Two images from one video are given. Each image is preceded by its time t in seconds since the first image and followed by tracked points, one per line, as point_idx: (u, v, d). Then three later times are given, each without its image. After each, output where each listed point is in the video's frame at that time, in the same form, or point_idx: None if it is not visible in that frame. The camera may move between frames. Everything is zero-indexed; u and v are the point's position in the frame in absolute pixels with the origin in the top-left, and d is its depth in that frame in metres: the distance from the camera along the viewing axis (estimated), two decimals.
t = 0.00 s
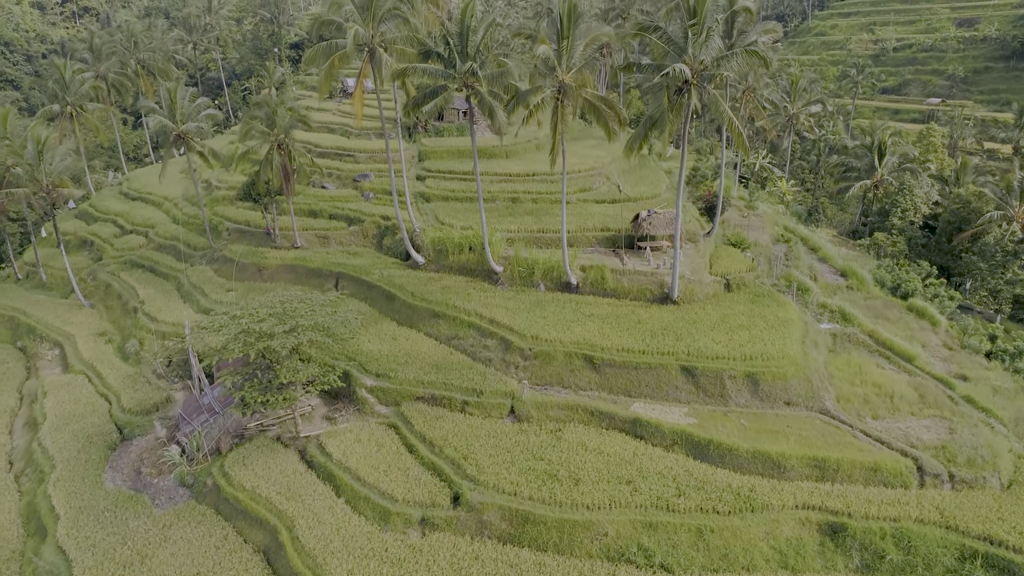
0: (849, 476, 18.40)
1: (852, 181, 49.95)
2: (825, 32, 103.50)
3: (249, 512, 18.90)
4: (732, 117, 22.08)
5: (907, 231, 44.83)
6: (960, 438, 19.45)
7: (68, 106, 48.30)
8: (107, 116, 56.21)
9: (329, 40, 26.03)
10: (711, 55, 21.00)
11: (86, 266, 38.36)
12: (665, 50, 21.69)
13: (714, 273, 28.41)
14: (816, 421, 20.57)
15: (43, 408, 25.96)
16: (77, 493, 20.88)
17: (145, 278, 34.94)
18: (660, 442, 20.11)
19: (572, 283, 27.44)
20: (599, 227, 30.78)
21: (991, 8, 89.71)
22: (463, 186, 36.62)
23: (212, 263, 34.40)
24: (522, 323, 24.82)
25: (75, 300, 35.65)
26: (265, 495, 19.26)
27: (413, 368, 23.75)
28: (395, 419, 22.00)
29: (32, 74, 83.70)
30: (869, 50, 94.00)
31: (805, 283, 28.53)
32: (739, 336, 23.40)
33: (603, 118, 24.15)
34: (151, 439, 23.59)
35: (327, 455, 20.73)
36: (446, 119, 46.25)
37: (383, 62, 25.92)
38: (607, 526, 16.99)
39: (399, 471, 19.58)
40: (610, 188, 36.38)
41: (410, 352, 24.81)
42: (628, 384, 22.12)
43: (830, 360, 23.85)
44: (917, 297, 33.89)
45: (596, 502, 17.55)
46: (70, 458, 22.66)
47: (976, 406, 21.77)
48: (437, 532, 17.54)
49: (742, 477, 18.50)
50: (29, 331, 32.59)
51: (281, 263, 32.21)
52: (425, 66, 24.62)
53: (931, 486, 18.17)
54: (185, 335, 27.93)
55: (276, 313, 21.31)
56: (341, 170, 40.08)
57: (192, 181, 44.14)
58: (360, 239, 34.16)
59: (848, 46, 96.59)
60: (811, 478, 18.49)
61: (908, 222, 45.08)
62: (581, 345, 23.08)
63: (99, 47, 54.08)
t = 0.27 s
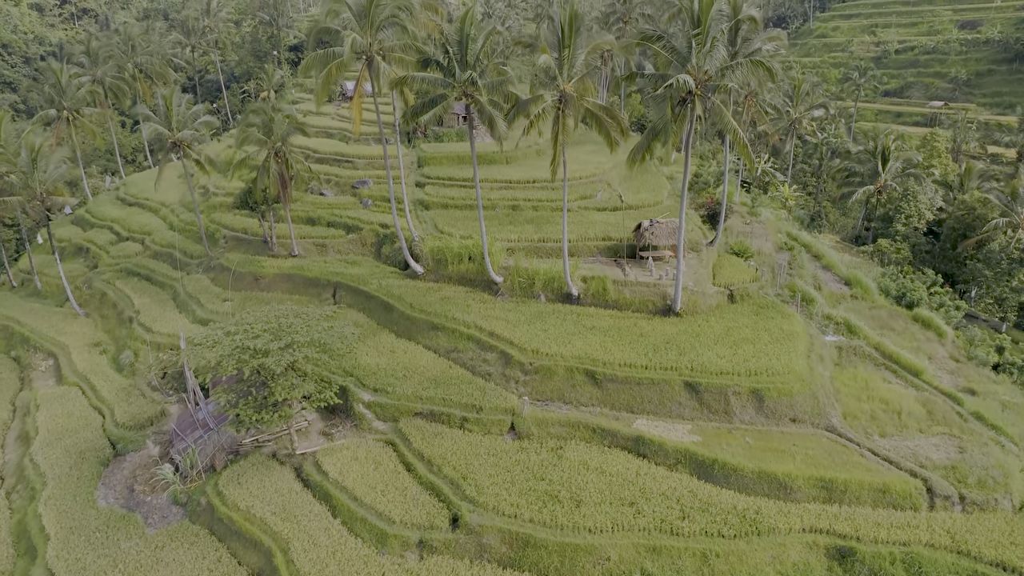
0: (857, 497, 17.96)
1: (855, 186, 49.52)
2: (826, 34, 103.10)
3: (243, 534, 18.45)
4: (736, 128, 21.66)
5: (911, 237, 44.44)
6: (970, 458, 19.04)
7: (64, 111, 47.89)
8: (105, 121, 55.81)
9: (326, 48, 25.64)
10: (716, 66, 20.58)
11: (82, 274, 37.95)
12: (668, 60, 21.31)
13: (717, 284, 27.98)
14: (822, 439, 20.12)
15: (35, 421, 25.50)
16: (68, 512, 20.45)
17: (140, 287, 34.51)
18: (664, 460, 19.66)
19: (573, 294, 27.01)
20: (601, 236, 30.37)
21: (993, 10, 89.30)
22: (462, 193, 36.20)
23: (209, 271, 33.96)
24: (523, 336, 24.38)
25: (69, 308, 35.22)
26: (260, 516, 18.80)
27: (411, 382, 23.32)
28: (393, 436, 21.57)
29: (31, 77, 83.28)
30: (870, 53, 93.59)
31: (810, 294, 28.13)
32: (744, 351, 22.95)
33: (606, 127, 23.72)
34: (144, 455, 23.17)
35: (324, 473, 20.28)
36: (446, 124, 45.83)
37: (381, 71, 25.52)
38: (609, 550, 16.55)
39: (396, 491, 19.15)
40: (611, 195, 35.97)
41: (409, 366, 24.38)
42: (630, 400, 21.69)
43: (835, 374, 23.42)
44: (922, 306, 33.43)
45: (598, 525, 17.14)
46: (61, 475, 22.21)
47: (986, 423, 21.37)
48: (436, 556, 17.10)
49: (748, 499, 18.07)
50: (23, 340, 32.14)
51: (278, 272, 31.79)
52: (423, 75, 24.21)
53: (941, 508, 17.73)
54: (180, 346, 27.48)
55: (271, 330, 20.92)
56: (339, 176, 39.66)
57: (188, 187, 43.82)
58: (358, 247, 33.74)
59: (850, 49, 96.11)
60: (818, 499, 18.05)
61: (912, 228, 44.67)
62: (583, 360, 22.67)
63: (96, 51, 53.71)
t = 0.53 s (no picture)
0: (866, 520, 17.52)
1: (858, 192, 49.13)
2: (827, 36, 102.74)
3: (237, 556, 18.00)
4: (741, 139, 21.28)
5: (915, 243, 44.03)
6: (981, 478, 18.62)
7: (60, 116, 47.46)
8: (102, 125, 55.40)
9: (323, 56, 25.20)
10: (720, 77, 20.18)
11: (77, 282, 37.52)
12: (672, 70, 20.93)
13: (721, 295, 27.55)
14: (829, 457, 19.70)
15: (27, 436, 25.06)
16: (59, 532, 20.02)
17: (136, 296, 34.10)
18: (667, 480, 19.24)
19: (574, 305, 26.58)
20: (602, 246, 29.95)
21: (995, 12, 88.90)
22: (462, 201, 35.77)
23: (205, 280, 33.55)
24: (523, 349, 23.95)
25: (64, 317, 34.81)
26: (254, 538, 18.36)
27: (409, 398, 22.88)
28: (391, 453, 21.14)
29: (29, 79, 82.87)
30: (872, 55, 93.18)
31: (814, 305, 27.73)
32: (748, 366, 22.51)
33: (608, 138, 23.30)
34: (138, 471, 22.76)
35: (320, 493, 19.83)
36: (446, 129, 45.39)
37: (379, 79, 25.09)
38: None
39: (394, 512, 18.72)
40: (612, 202, 35.54)
41: (407, 380, 23.96)
42: (633, 417, 21.26)
43: (842, 389, 22.99)
44: (927, 316, 32.99)
45: (600, 550, 16.72)
46: (53, 493, 21.78)
47: (996, 441, 20.95)
48: None
49: (754, 521, 17.65)
50: (16, 351, 31.72)
51: (275, 281, 31.39)
52: (422, 85, 23.78)
53: (952, 531, 17.30)
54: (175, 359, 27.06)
55: (266, 346, 20.43)
56: (337, 183, 39.23)
57: (185, 192, 43.48)
58: (357, 256, 33.33)
59: (852, 51, 95.82)
60: (826, 522, 17.62)
61: (916, 234, 44.20)
62: (584, 375, 22.24)
63: (93, 55, 53.33)
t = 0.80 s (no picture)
0: (875, 545, 17.05)
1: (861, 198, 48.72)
2: (829, 38, 102.34)
3: None
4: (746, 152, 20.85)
5: (919, 250, 43.47)
6: (993, 502, 18.17)
7: (57, 121, 47.03)
8: (99, 129, 54.98)
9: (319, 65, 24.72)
10: (726, 88, 19.76)
11: (72, 291, 37.07)
12: (676, 81, 20.49)
13: (724, 307, 27.09)
14: (837, 479, 19.23)
15: (18, 453, 24.60)
16: (49, 555, 19.54)
17: (131, 306, 33.65)
18: (671, 503, 18.77)
19: (575, 318, 26.12)
20: (604, 257, 29.51)
21: (998, 15, 88.39)
22: (461, 209, 35.31)
23: (201, 290, 33.11)
24: (524, 365, 23.48)
25: (58, 328, 34.36)
26: (248, 563, 17.87)
27: (408, 415, 22.42)
28: (388, 473, 20.69)
29: (27, 81, 82.46)
30: (874, 57, 92.73)
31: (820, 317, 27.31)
32: (754, 383, 22.02)
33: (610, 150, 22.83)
34: (130, 490, 22.28)
35: (316, 515, 19.35)
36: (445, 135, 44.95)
37: (377, 89, 24.62)
38: None
39: (391, 536, 18.26)
40: (614, 211, 35.10)
41: (405, 396, 23.49)
42: (636, 436, 20.79)
43: (848, 407, 22.54)
44: (933, 326, 32.52)
45: None
46: (43, 513, 21.32)
47: (1007, 461, 20.50)
48: None
49: (761, 547, 17.20)
50: (9, 363, 31.26)
51: (272, 292, 30.96)
52: (420, 95, 23.32)
53: (964, 558, 16.83)
54: (169, 373, 26.58)
55: (260, 364, 19.92)
56: (335, 190, 38.79)
57: (182, 199, 43.07)
58: (355, 265, 32.89)
59: (853, 53, 95.44)
60: (834, 547, 17.15)
61: (920, 241, 43.78)
62: (586, 393, 21.77)
63: (89, 60, 52.92)
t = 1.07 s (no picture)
0: (885, 571, 16.61)
1: (864, 203, 48.33)
2: (830, 40, 101.99)
3: None
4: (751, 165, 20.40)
5: (924, 257, 43.06)
6: (1006, 526, 17.76)
7: (52, 126, 46.65)
8: (97, 134, 54.61)
9: (316, 74, 24.37)
10: (730, 101, 19.35)
11: (68, 300, 36.64)
12: (679, 92, 20.09)
13: (728, 319, 26.68)
14: (844, 500, 18.80)
15: (9, 468, 24.15)
16: None
17: (126, 316, 33.23)
18: (675, 525, 18.32)
19: (576, 331, 25.70)
20: (605, 267, 29.09)
21: (1001, 17, 87.95)
22: (460, 217, 34.91)
23: (197, 300, 32.69)
24: (524, 380, 23.04)
25: (53, 338, 33.92)
26: None
27: (406, 432, 21.98)
28: (386, 492, 20.25)
29: (25, 83, 82.09)
30: (876, 59, 92.36)
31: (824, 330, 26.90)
32: (759, 399, 21.60)
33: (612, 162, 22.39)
34: (122, 508, 21.80)
35: (311, 536, 18.88)
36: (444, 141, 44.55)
37: (375, 99, 24.22)
38: None
39: (388, 559, 17.81)
40: (615, 219, 34.67)
41: (403, 412, 23.06)
42: (638, 454, 20.37)
43: (855, 423, 22.13)
44: (939, 336, 32.10)
45: None
46: (34, 533, 20.87)
47: (1018, 481, 20.09)
48: None
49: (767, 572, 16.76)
50: (2, 374, 30.83)
51: (269, 302, 30.55)
52: (418, 105, 22.94)
53: None
54: (164, 386, 26.12)
55: (256, 382, 19.49)
56: (333, 198, 38.38)
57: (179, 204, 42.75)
58: (353, 274, 32.47)
59: (855, 55, 95.15)
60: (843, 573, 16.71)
61: (925, 248, 43.40)
62: (587, 410, 21.34)
63: (86, 64, 52.51)
